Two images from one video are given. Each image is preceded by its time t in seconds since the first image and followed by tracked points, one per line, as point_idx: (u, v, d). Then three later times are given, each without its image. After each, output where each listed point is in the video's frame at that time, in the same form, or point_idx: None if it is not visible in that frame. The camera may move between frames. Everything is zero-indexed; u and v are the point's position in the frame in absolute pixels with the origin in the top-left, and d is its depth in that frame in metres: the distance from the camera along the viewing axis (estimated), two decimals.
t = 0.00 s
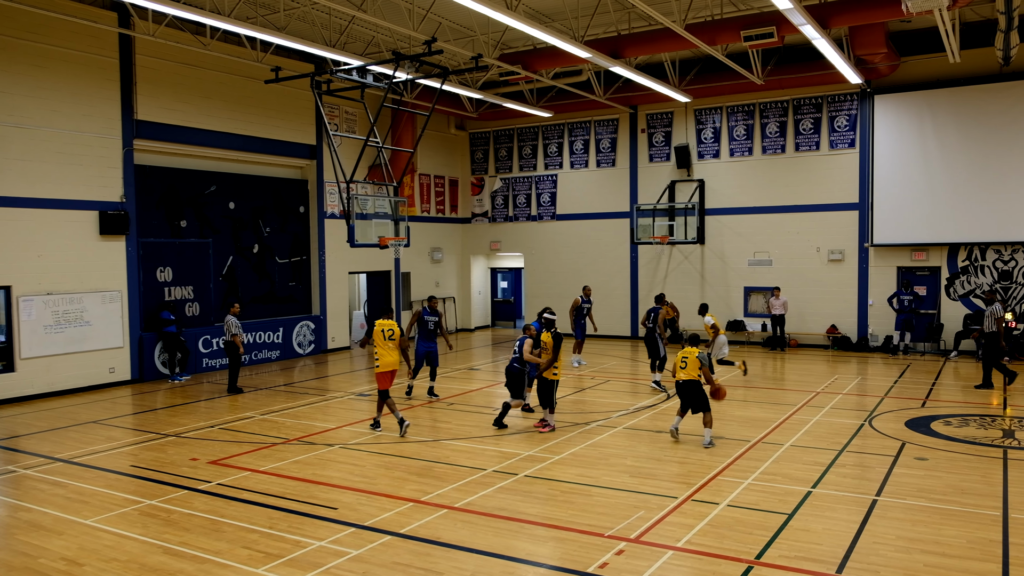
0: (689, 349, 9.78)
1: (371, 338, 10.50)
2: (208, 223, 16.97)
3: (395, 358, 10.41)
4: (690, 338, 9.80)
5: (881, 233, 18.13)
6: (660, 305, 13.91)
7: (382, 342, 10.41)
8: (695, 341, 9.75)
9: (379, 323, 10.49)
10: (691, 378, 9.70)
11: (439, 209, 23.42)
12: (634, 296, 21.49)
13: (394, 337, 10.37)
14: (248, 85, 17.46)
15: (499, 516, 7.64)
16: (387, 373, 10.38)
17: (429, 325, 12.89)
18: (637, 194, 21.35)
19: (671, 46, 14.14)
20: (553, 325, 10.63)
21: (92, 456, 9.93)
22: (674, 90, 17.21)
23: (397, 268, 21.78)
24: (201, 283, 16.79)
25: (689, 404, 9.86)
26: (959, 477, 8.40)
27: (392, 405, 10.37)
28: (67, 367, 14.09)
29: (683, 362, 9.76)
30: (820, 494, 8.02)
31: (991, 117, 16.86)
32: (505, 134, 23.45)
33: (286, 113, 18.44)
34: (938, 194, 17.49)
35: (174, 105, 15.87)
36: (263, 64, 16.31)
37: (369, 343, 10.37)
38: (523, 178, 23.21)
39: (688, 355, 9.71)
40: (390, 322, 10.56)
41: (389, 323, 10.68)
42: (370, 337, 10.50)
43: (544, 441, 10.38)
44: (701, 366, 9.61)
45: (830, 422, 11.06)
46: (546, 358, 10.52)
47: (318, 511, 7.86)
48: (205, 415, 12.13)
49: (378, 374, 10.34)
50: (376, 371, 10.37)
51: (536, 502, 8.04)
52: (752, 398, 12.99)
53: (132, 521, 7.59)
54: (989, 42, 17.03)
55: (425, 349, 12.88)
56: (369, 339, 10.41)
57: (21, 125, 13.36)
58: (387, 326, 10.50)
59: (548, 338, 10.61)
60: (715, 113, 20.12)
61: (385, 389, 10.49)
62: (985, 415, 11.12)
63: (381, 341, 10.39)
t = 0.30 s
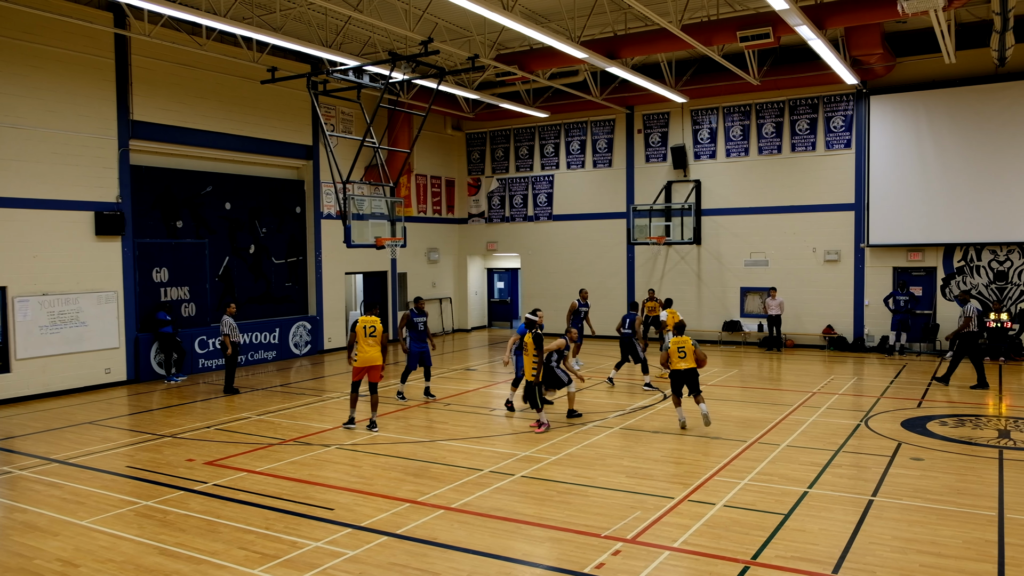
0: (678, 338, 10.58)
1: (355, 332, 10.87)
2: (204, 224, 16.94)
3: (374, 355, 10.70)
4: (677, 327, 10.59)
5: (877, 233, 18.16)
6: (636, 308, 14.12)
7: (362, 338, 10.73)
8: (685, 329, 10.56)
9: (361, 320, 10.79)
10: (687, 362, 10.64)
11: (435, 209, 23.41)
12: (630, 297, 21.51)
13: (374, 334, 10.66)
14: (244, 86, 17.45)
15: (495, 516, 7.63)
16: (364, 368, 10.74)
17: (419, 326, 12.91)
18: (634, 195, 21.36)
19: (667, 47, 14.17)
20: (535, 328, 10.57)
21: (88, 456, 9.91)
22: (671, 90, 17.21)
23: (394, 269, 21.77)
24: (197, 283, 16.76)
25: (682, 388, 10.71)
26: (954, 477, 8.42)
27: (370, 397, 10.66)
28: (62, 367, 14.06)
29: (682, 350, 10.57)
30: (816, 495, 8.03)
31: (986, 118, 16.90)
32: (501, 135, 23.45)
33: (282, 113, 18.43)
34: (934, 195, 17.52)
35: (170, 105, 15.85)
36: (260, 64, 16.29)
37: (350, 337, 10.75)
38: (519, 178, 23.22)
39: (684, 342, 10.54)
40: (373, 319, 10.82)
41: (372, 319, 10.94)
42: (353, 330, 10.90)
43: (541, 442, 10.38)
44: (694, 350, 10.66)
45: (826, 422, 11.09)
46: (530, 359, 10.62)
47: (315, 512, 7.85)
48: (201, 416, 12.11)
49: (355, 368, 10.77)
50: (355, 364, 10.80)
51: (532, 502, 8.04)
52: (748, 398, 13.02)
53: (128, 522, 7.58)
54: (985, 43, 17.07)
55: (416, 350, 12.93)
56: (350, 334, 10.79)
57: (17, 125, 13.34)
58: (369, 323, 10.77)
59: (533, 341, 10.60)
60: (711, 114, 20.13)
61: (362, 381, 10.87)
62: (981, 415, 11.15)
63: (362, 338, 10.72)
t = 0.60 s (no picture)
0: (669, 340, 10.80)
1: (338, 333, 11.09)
2: (201, 224, 16.92)
3: (357, 356, 10.96)
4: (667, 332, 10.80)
5: (873, 233, 18.18)
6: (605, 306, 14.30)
7: (344, 340, 10.96)
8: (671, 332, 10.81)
9: (344, 321, 10.97)
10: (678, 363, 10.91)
11: (432, 209, 23.40)
12: (627, 296, 21.51)
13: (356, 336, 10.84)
14: (241, 86, 17.43)
15: (493, 517, 7.63)
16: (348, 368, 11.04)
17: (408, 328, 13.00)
18: (631, 195, 21.37)
19: (664, 48, 14.18)
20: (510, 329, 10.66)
21: (84, 457, 9.89)
22: (668, 90, 17.22)
23: (391, 269, 21.77)
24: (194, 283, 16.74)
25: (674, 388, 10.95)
26: (951, 477, 8.43)
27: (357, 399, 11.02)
28: (59, 368, 14.04)
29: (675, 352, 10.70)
30: (813, 495, 8.03)
31: (982, 118, 16.93)
32: (498, 135, 23.44)
33: (279, 113, 18.41)
34: (930, 195, 17.54)
35: (166, 105, 15.83)
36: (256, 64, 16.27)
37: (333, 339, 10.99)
38: (516, 178, 23.22)
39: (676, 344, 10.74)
40: (354, 320, 10.97)
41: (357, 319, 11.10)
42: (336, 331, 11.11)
43: (537, 442, 10.38)
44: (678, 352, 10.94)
45: (823, 422, 11.10)
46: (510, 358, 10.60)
47: (312, 513, 7.85)
48: (198, 416, 12.10)
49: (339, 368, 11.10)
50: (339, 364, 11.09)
51: (530, 502, 8.03)
52: (745, 398, 13.03)
53: (124, 522, 7.56)
54: (981, 43, 17.11)
55: (405, 353, 13.00)
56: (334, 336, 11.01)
57: (13, 125, 13.32)
58: (351, 324, 10.93)
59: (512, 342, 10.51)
60: (708, 114, 20.14)
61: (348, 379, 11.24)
62: (977, 415, 11.17)
63: (344, 340, 10.95)
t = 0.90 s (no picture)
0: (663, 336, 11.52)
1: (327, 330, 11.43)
2: (198, 224, 16.91)
3: (346, 352, 11.28)
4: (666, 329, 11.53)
5: (870, 233, 18.21)
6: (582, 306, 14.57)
7: (333, 336, 11.30)
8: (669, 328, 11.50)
9: (332, 318, 11.32)
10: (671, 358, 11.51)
11: (430, 209, 23.39)
12: (625, 296, 21.52)
13: (343, 332, 11.16)
14: (238, 86, 17.42)
15: (490, 516, 7.63)
16: (338, 363, 11.38)
17: (400, 326, 13.03)
18: (628, 195, 21.37)
19: (661, 48, 14.20)
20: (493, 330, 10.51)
21: (81, 457, 9.88)
22: (665, 91, 17.21)
23: (388, 269, 21.77)
24: (191, 283, 16.73)
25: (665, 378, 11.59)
26: (947, 476, 8.45)
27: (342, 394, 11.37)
28: (55, 368, 14.02)
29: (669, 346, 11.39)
30: (810, 494, 8.05)
31: (979, 118, 16.96)
32: (495, 135, 23.45)
33: (276, 113, 18.40)
34: (927, 195, 17.57)
35: (163, 105, 15.82)
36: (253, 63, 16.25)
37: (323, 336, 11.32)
38: (513, 178, 23.22)
39: (671, 338, 11.41)
40: (342, 316, 11.34)
41: (346, 316, 11.47)
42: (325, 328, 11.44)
43: (535, 442, 10.37)
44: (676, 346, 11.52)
45: (820, 422, 11.11)
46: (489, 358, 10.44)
47: (309, 513, 7.85)
48: (194, 417, 12.08)
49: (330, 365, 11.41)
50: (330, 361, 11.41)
51: (527, 502, 8.04)
52: (741, 398, 13.03)
53: (121, 523, 7.56)
54: (977, 43, 17.13)
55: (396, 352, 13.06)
56: (323, 333, 11.34)
57: (10, 125, 13.29)
58: (339, 321, 11.30)
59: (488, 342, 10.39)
60: (705, 114, 20.16)
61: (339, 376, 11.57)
62: (974, 415, 11.17)
63: (332, 336, 11.28)
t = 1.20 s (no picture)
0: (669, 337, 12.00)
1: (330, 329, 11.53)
2: (196, 224, 16.91)
3: (344, 351, 11.26)
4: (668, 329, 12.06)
5: (868, 233, 18.22)
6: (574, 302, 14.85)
7: (333, 335, 11.35)
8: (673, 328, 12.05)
9: (334, 317, 11.39)
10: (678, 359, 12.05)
11: (428, 209, 23.39)
12: (623, 296, 21.52)
13: (342, 332, 11.17)
14: (237, 86, 17.43)
15: (488, 516, 7.63)
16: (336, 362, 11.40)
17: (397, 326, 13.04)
18: (627, 194, 21.38)
19: (658, 47, 14.21)
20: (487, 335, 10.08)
21: (79, 457, 9.86)
22: (664, 90, 17.20)
23: (387, 269, 21.77)
24: (189, 283, 16.73)
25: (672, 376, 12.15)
26: (945, 476, 8.45)
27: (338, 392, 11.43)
28: (53, 368, 14.01)
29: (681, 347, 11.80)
30: (808, 494, 8.04)
31: (976, 118, 16.96)
32: (494, 134, 23.46)
33: (274, 113, 18.40)
34: (925, 195, 17.58)
35: (161, 105, 15.82)
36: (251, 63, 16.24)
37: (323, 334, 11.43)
38: (512, 178, 23.22)
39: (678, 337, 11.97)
40: (343, 316, 11.37)
41: (347, 316, 11.50)
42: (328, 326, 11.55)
43: (533, 442, 10.37)
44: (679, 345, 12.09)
45: (818, 422, 11.12)
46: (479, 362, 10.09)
47: (307, 512, 7.84)
48: (192, 416, 12.07)
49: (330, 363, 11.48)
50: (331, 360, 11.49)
51: (525, 502, 8.03)
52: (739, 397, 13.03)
53: (119, 523, 7.55)
54: (975, 43, 17.14)
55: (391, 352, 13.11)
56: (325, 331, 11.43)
57: (8, 125, 13.29)
58: (339, 320, 11.34)
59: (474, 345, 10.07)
60: (703, 114, 20.17)
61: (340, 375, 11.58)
62: (971, 415, 11.17)
63: (331, 335, 11.33)
